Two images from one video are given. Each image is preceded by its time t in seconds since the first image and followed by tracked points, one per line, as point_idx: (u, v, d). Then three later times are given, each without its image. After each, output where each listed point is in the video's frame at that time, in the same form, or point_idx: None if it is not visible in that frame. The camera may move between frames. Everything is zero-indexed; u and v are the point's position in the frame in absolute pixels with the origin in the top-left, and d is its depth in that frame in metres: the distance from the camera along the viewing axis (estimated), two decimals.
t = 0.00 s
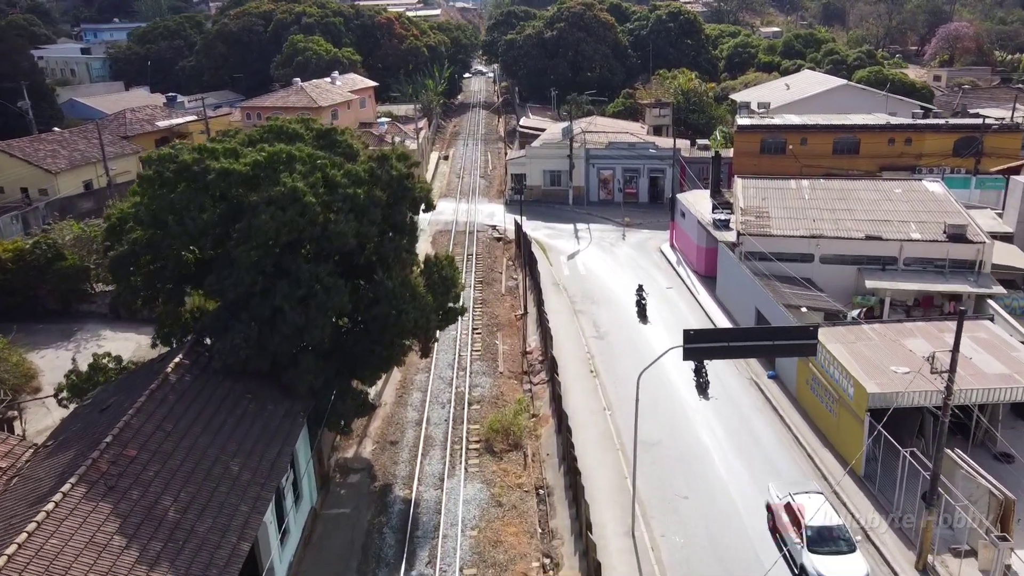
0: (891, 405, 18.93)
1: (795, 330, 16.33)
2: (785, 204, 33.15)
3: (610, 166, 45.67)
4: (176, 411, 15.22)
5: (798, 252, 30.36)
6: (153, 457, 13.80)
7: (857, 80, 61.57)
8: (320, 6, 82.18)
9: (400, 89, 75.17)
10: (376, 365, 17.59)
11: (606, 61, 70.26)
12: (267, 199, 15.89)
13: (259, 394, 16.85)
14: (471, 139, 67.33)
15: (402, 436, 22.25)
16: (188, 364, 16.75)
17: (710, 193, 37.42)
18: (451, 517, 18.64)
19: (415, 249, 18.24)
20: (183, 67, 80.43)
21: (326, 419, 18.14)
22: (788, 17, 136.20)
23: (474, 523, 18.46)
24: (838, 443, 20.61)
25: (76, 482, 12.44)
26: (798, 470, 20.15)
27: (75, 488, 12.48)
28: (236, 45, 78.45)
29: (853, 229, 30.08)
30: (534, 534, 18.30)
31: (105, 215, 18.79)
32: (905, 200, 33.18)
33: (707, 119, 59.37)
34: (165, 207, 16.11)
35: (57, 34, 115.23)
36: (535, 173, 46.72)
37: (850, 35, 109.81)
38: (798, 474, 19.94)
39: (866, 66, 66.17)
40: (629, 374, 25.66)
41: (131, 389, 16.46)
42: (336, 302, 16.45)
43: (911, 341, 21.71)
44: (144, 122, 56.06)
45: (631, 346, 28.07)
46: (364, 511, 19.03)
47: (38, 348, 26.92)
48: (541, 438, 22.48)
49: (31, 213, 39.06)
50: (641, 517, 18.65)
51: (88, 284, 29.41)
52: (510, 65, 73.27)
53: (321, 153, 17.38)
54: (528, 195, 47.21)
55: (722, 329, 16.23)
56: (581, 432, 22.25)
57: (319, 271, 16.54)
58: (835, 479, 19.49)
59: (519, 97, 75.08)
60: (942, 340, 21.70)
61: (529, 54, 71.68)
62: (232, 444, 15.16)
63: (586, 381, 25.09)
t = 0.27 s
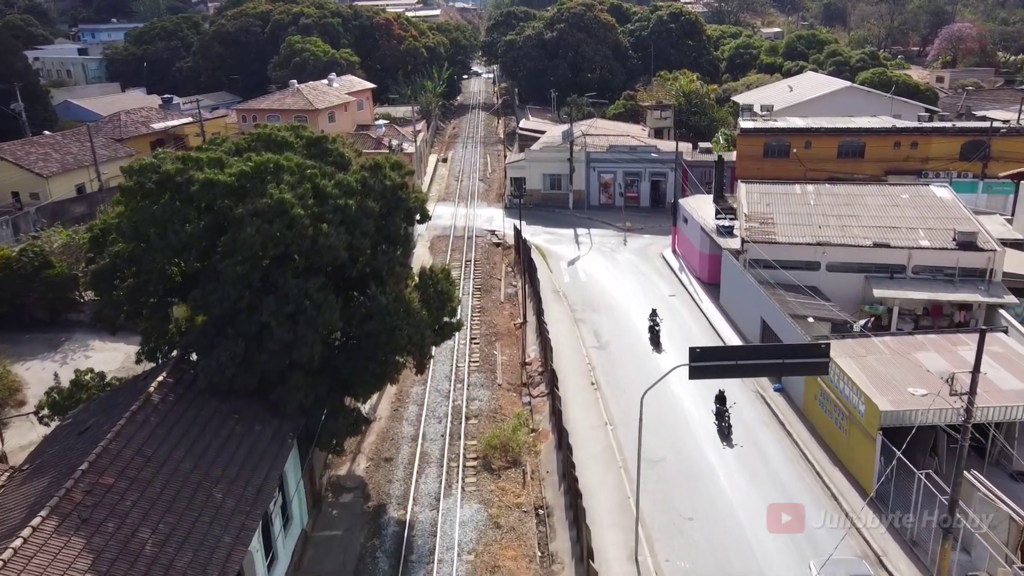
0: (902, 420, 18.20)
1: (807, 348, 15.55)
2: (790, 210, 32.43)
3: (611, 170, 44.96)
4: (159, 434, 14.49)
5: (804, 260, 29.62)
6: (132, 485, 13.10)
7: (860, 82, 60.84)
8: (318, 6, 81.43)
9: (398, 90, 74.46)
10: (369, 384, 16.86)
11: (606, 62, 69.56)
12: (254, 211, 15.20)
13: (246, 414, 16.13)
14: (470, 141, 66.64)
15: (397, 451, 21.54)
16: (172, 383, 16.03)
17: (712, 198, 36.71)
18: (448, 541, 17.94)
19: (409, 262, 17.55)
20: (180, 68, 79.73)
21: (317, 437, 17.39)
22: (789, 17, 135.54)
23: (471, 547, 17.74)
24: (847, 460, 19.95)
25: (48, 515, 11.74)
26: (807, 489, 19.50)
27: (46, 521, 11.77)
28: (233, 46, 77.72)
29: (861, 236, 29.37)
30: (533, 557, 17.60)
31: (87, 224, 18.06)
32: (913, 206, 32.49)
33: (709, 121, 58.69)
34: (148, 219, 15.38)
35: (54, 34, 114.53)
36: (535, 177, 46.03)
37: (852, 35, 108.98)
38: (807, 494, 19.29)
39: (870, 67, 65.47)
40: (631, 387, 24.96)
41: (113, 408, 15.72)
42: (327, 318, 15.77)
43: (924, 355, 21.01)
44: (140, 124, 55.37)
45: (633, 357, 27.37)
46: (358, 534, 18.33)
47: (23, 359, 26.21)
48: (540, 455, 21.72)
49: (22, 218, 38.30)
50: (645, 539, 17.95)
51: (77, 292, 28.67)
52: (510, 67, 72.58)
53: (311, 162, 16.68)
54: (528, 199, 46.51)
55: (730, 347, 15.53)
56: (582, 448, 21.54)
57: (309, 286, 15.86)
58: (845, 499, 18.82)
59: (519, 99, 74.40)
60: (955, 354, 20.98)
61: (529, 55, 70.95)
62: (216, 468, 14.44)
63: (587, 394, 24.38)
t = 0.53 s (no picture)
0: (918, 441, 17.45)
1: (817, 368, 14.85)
2: (794, 216, 31.72)
3: (612, 174, 44.28)
4: (139, 459, 13.80)
5: (809, 268, 28.90)
6: (109, 515, 12.38)
7: (864, 84, 60.16)
8: (316, 7, 80.76)
9: (397, 92, 73.79)
10: (360, 405, 16.16)
11: (607, 63, 68.88)
12: (238, 226, 14.53)
13: (232, 436, 15.42)
14: (469, 143, 65.95)
15: (391, 469, 20.84)
16: (154, 404, 15.31)
17: (715, 204, 36.01)
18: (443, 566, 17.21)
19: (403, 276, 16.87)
20: (177, 69, 79.04)
21: (306, 460, 16.64)
22: (789, 18, 134.95)
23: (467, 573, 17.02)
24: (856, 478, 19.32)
25: (16, 551, 11.01)
26: (814, 509, 18.87)
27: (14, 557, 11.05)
28: (230, 47, 77.02)
29: (868, 244, 28.66)
30: None
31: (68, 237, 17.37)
32: (921, 212, 31.79)
33: (710, 123, 58.00)
34: (129, 234, 14.70)
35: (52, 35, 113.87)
36: (534, 181, 45.35)
37: (853, 36, 108.28)
38: (814, 515, 18.66)
39: (873, 69, 64.78)
40: (633, 401, 24.29)
41: (93, 430, 15.04)
42: (316, 336, 15.12)
43: (937, 370, 20.28)
44: (135, 126, 54.66)
45: (635, 369, 26.67)
46: (350, 558, 17.61)
47: (9, 371, 25.51)
48: (539, 473, 20.98)
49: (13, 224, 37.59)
50: (649, 564, 17.26)
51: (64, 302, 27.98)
52: (509, 68, 71.91)
53: (300, 173, 16.00)
54: (528, 203, 45.82)
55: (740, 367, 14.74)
56: (583, 466, 20.85)
57: (297, 303, 15.20)
58: (855, 520, 18.16)
59: (518, 100, 73.72)
60: (968, 369, 20.28)
61: (529, 56, 70.26)
62: (199, 494, 13.73)
63: (588, 409, 23.70)
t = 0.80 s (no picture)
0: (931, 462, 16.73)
1: (828, 389, 14.14)
2: (800, 222, 31.00)
3: (613, 178, 43.59)
4: (118, 486, 13.10)
5: (816, 277, 28.21)
6: (82, 548, 11.67)
7: (868, 86, 59.47)
8: (314, 8, 80.09)
9: (396, 93, 73.09)
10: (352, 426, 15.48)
11: (607, 64, 68.20)
12: (223, 240, 13.86)
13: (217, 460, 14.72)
14: (468, 145, 65.26)
15: (386, 488, 20.14)
16: (135, 427, 14.62)
17: (719, 209, 35.31)
18: None
19: (396, 290, 16.20)
20: (174, 70, 78.34)
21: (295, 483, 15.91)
22: (791, 18, 134.33)
23: None
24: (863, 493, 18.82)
25: None
26: (823, 530, 18.22)
27: None
28: (227, 48, 76.32)
29: (875, 252, 27.96)
30: None
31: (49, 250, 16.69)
32: (929, 218, 31.11)
33: (713, 126, 57.30)
34: (108, 248, 14.03)
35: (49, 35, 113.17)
36: (534, 185, 44.68)
37: (854, 36, 107.56)
38: (823, 536, 18.01)
39: (876, 70, 64.09)
40: (636, 416, 23.64)
41: (71, 454, 14.36)
42: (304, 355, 14.44)
43: (950, 386, 19.56)
44: (130, 128, 53.96)
45: (637, 380, 26.01)
46: None
47: None
48: (538, 491, 20.27)
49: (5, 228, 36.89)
50: None
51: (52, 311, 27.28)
52: (509, 69, 71.25)
53: (288, 185, 15.36)
54: (527, 208, 45.15)
55: (748, 388, 13.98)
56: (583, 484, 20.19)
57: (285, 321, 14.53)
58: (867, 544, 17.49)
59: (518, 102, 73.03)
60: (984, 385, 19.56)
61: (529, 57, 69.57)
62: (181, 523, 13.02)
63: (589, 423, 23.05)
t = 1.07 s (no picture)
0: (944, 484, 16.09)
1: (841, 413, 13.44)
2: (805, 229, 30.33)
3: (613, 182, 42.94)
4: (94, 516, 12.44)
5: (822, 285, 27.54)
6: None
7: (871, 88, 58.79)
8: (312, 8, 79.44)
9: (394, 95, 72.43)
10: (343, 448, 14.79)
11: (608, 66, 67.54)
12: (206, 257, 13.21)
13: (201, 485, 14.06)
14: (467, 148, 64.58)
15: (379, 507, 19.47)
16: (115, 451, 13.96)
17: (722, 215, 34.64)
18: None
19: (388, 306, 15.55)
20: (170, 71, 77.67)
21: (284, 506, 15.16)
22: (792, 18, 133.66)
23: None
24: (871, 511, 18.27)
25: None
26: (834, 555, 17.47)
27: None
28: (224, 49, 75.64)
29: (883, 260, 27.27)
30: None
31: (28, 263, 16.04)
32: (937, 224, 30.41)
33: (714, 128, 56.61)
34: (85, 264, 13.37)
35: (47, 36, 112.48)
36: (533, 189, 44.03)
37: (856, 36, 106.80)
38: (834, 561, 17.26)
39: (880, 72, 63.38)
40: (638, 430, 23.00)
41: (48, 479, 13.70)
42: (292, 377, 13.79)
43: (964, 403, 18.88)
44: (125, 130, 53.28)
45: (639, 392, 25.36)
46: None
47: None
48: (536, 511, 19.54)
49: None
50: None
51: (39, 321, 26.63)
52: (508, 71, 70.60)
53: (275, 197, 14.72)
54: (526, 212, 44.50)
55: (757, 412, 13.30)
56: (583, 503, 19.53)
57: (272, 340, 13.88)
58: (880, 570, 16.71)
59: (518, 104, 72.35)
60: (999, 402, 18.88)
61: (528, 59, 68.92)
62: (160, 554, 12.35)
63: (591, 438, 22.40)
